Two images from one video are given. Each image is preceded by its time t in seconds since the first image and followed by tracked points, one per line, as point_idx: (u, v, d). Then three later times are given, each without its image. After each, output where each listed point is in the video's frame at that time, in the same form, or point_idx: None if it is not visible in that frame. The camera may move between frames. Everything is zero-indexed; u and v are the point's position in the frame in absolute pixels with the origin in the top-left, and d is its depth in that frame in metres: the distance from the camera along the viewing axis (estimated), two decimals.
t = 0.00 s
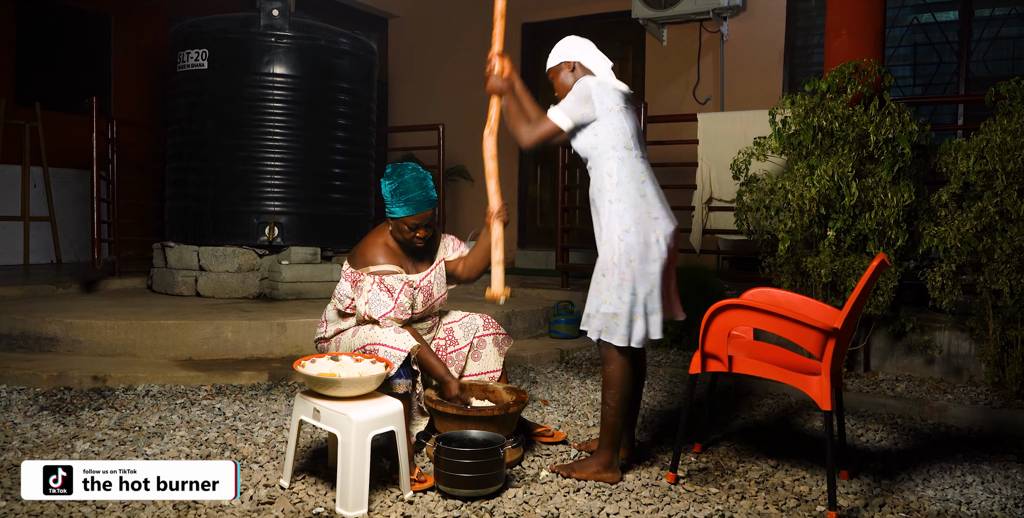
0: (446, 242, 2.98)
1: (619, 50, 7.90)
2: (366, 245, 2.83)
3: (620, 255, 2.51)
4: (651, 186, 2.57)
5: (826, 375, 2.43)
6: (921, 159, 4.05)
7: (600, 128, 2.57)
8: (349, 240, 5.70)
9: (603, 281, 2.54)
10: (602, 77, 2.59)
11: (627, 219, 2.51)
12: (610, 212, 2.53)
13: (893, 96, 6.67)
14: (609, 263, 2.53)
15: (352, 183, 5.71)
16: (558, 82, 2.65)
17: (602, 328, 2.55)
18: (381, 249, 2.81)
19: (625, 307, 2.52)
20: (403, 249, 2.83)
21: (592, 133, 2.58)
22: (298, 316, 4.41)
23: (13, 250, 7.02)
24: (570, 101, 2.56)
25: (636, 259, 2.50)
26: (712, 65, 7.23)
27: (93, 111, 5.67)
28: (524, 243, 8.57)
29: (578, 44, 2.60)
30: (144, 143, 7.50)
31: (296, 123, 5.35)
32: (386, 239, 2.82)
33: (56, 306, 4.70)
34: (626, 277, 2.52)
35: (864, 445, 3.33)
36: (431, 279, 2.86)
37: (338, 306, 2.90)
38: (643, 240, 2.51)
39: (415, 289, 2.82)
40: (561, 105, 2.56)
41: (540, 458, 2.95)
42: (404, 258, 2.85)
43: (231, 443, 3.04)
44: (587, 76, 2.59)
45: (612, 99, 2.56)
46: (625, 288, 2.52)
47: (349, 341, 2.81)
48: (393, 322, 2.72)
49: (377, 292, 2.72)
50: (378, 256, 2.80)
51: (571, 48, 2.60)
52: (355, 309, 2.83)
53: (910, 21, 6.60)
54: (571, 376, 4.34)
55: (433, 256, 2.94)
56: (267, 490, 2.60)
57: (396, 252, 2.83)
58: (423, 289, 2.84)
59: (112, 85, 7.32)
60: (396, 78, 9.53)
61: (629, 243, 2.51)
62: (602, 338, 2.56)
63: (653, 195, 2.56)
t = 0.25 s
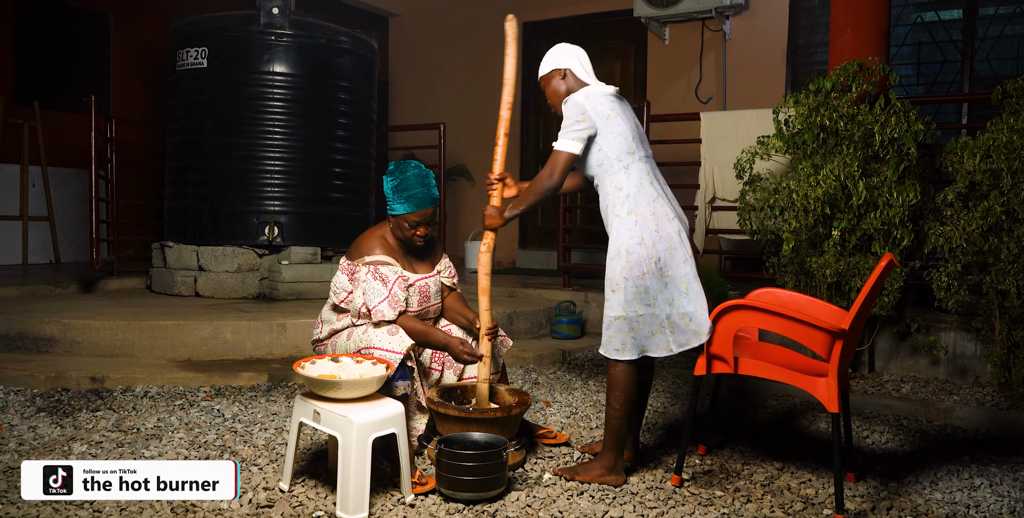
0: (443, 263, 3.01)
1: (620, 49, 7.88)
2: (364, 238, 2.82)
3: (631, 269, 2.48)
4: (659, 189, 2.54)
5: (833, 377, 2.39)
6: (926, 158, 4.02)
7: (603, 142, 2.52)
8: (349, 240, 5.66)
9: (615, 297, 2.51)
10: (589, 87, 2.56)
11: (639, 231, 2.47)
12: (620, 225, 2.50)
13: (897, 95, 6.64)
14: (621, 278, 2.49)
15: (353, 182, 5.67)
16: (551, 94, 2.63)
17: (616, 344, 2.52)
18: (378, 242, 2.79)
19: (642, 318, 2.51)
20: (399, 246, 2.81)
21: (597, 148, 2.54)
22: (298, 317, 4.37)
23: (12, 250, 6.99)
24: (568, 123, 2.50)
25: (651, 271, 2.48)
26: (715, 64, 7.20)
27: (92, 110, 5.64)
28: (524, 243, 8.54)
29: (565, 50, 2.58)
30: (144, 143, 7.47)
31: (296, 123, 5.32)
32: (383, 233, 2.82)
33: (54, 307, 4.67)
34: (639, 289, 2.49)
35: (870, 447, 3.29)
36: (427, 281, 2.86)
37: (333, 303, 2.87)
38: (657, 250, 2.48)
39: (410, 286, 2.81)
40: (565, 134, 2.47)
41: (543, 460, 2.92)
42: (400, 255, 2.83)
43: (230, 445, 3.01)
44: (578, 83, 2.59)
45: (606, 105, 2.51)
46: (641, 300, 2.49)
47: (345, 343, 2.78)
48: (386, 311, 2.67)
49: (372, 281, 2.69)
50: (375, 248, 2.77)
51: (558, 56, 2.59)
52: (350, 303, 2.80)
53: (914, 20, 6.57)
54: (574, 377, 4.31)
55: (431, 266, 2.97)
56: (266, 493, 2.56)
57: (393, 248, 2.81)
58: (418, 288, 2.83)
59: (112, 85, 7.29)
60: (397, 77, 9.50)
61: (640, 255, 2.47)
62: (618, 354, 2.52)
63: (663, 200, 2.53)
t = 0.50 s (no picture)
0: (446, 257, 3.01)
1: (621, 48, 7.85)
2: (363, 236, 2.78)
3: (608, 268, 2.46)
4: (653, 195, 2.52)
5: (837, 377, 2.36)
6: (929, 157, 4.00)
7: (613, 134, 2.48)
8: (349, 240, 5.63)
9: (589, 294, 2.49)
10: (617, 76, 2.51)
11: (622, 233, 2.46)
12: (604, 224, 2.49)
13: (898, 94, 6.61)
14: (597, 275, 2.48)
15: (352, 182, 5.65)
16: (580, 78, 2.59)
17: (588, 342, 2.51)
18: (377, 241, 2.75)
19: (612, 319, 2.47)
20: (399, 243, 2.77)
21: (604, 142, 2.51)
22: (297, 317, 4.35)
23: (11, 249, 6.97)
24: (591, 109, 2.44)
25: (624, 275, 2.45)
26: (716, 63, 7.18)
27: (90, 109, 5.62)
28: (525, 243, 8.52)
29: (602, 34, 2.53)
30: (143, 142, 7.45)
31: (296, 122, 5.30)
32: (383, 231, 2.77)
33: (52, 306, 4.64)
34: (614, 290, 2.46)
35: (873, 447, 3.27)
36: (428, 279, 2.83)
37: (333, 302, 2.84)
38: (636, 255, 2.46)
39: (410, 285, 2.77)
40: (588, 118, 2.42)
41: (543, 461, 2.89)
42: (399, 253, 2.78)
43: (228, 446, 2.98)
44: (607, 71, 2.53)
45: (626, 99, 2.48)
46: (613, 302, 2.46)
47: (343, 343, 2.77)
48: (382, 313, 2.64)
49: (368, 282, 2.65)
50: (373, 247, 2.73)
51: (588, 39, 2.53)
52: (348, 303, 2.76)
53: (916, 19, 6.55)
54: (574, 377, 4.29)
55: (432, 263, 2.93)
56: (265, 495, 2.54)
57: (392, 246, 2.76)
58: (418, 287, 2.80)
59: (111, 84, 7.27)
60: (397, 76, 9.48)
61: (618, 257, 2.45)
62: (590, 352, 2.51)
63: (653, 207, 2.51)
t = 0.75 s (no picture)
0: (446, 243, 2.92)
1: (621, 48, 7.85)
2: (363, 236, 2.76)
3: (615, 255, 2.45)
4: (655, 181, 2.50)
5: (839, 379, 2.36)
6: (931, 157, 3.99)
7: (608, 121, 2.48)
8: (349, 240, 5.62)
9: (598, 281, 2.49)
10: (619, 70, 2.48)
11: (625, 218, 2.44)
12: (609, 209, 2.47)
13: (900, 94, 6.61)
14: (605, 261, 2.47)
15: (353, 182, 5.63)
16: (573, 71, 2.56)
17: (598, 328, 2.50)
18: (377, 241, 2.73)
19: (621, 306, 2.46)
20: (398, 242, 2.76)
21: (599, 125, 2.49)
22: (298, 318, 4.34)
23: (11, 250, 6.96)
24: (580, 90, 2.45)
25: (632, 260, 2.44)
26: (716, 63, 7.17)
27: (90, 110, 5.61)
28: (525, 243, 8.51)
29: (594, 36, 2.50)
30: (144, 142, 7.44)
31: (296, 122, 5.29)
32: (382, 232, 2.76)
33: (51, 307, 4.63)
34: (622, 276, 2.45)
35: (875, 449, 3.26)
36: (428, 277, 2.82)
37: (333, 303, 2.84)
38: (641, 239, 2.44)
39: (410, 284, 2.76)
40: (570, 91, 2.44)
41: (544, 463, 2.89)
42: (400, 252, 2.77)
43: (228, 448, 2.97)
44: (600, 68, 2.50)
45: (623, 94, 2.47)
46: (621, 287, 2.46)
47: (344, 345, 2.77)
48: (385, 310, 2.61)
49: (370, 281, 2.63)
50: (373, 247, 2.72)
51: (590, 40, 2.51)
52: (351, 304, 2.75)
53: (917, 19, 6.54)
54: (575, 378, 4.28)
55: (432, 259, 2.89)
56: (265, 497, 2.53)
57: (392, 246, 2.75)
58: (418, 285, 2.79)
59: (111, 85, 7.26)
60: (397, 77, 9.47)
61: (625, 243, 2.44)
62: (601, 338, 2.51)
63: (656, 192, 2.49)
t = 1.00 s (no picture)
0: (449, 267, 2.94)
1: (621, 49, 7.85)
2: (371, 243, 2.76)
3: (626, 270, 2.45)
4: (660, 188, 2.51)
5: (839, 381, 2.36)
6: (931, 158, 3.99)
7: (602, 140, 2.49)
8: (348, 242, 5.63)
9: (611, 297, 2.49)
10: (589, 87, 2.52)
11: (636, 232, 2.44)
12: (618, 224, 2.47)
13: (899, 95, 6.60)
14: (616, 277, 2.47)
15: (353, 183, 5.63)
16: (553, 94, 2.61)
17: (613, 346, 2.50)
18: (385, 247, 2.72)
19: (635, 320, 2.46)
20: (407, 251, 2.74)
21: (597, 148, 2.51)
22: (298, 319, 4.34)
23: (11, 251, 6.97)
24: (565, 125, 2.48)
25: (645, 274, 2.44)
26: (716, 64, 7.17)
27: (90, 111, 5.61)
28: (525, 244, 8.51)
29: (571, 52, 2.55)
30: (144, 143, 7.44)
31: (296, 124, 5.29)
32: (390, 239, 2.75)
33: (51, 309, 4.63)
34: (633, 291, 2.45)
35: (875, 450, 3.26)
36: (431, 287, 2.80)
37: (336, 307, 2.87)
38: (653, 253, 2.44)
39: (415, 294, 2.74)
40: (562, 135, 2.46)
41: (544, 465, 2.89)
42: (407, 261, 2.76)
43: (228, 450, 2.97)
44: (583, 83, 2.55)
45: (605, 105, 2.48)
46: (634, 302, 2.45)
47: (343, 347, 2.78)
48: (395, 313, 2.60)
49: (378, 284, 2.62)
50: (382, 252, 2.71)
51: (562, 59, 2.55)
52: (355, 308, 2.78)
53: (917, 20, 6.54)
54: (575, 380, 4.28)
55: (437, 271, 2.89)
56: (265, 499, 2.53)
57: (401, 254, 2.74)
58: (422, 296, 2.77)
59: (111, 85, 7.25)
60: (397, 77, 9.47)
61: (635, 258, 2.44)
62: (615, 356, 2.50)
63: (662, 201, 2.50)
